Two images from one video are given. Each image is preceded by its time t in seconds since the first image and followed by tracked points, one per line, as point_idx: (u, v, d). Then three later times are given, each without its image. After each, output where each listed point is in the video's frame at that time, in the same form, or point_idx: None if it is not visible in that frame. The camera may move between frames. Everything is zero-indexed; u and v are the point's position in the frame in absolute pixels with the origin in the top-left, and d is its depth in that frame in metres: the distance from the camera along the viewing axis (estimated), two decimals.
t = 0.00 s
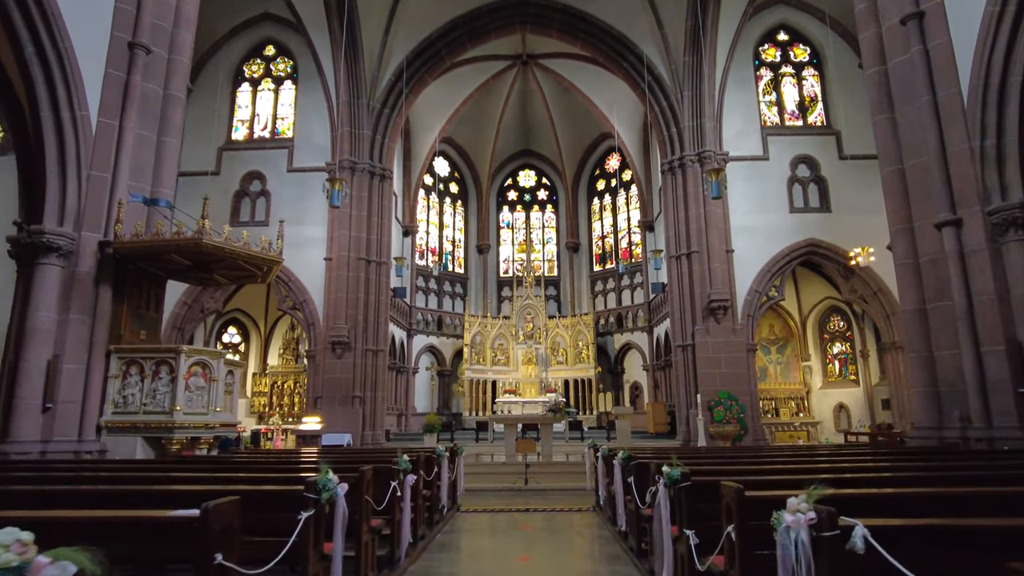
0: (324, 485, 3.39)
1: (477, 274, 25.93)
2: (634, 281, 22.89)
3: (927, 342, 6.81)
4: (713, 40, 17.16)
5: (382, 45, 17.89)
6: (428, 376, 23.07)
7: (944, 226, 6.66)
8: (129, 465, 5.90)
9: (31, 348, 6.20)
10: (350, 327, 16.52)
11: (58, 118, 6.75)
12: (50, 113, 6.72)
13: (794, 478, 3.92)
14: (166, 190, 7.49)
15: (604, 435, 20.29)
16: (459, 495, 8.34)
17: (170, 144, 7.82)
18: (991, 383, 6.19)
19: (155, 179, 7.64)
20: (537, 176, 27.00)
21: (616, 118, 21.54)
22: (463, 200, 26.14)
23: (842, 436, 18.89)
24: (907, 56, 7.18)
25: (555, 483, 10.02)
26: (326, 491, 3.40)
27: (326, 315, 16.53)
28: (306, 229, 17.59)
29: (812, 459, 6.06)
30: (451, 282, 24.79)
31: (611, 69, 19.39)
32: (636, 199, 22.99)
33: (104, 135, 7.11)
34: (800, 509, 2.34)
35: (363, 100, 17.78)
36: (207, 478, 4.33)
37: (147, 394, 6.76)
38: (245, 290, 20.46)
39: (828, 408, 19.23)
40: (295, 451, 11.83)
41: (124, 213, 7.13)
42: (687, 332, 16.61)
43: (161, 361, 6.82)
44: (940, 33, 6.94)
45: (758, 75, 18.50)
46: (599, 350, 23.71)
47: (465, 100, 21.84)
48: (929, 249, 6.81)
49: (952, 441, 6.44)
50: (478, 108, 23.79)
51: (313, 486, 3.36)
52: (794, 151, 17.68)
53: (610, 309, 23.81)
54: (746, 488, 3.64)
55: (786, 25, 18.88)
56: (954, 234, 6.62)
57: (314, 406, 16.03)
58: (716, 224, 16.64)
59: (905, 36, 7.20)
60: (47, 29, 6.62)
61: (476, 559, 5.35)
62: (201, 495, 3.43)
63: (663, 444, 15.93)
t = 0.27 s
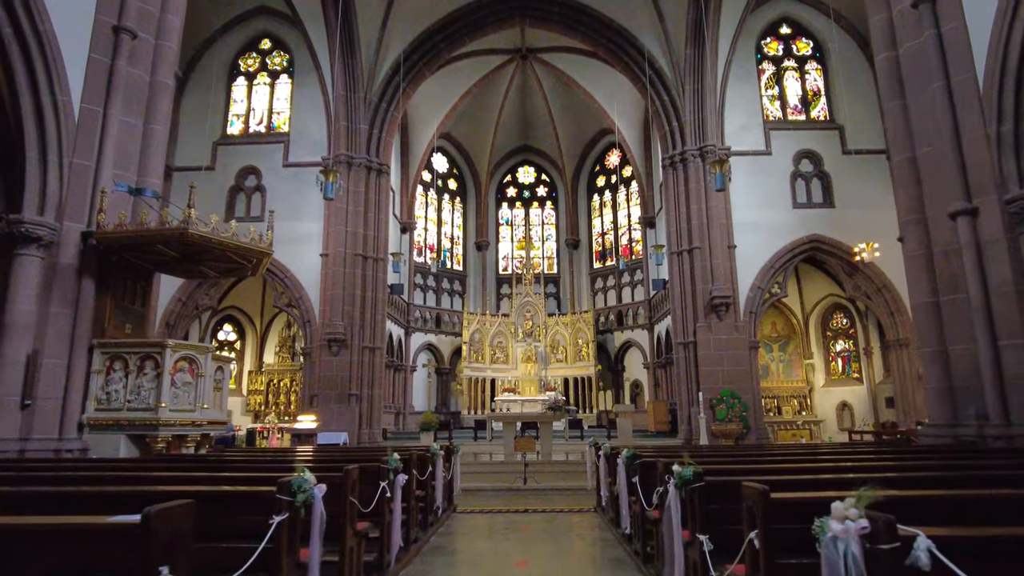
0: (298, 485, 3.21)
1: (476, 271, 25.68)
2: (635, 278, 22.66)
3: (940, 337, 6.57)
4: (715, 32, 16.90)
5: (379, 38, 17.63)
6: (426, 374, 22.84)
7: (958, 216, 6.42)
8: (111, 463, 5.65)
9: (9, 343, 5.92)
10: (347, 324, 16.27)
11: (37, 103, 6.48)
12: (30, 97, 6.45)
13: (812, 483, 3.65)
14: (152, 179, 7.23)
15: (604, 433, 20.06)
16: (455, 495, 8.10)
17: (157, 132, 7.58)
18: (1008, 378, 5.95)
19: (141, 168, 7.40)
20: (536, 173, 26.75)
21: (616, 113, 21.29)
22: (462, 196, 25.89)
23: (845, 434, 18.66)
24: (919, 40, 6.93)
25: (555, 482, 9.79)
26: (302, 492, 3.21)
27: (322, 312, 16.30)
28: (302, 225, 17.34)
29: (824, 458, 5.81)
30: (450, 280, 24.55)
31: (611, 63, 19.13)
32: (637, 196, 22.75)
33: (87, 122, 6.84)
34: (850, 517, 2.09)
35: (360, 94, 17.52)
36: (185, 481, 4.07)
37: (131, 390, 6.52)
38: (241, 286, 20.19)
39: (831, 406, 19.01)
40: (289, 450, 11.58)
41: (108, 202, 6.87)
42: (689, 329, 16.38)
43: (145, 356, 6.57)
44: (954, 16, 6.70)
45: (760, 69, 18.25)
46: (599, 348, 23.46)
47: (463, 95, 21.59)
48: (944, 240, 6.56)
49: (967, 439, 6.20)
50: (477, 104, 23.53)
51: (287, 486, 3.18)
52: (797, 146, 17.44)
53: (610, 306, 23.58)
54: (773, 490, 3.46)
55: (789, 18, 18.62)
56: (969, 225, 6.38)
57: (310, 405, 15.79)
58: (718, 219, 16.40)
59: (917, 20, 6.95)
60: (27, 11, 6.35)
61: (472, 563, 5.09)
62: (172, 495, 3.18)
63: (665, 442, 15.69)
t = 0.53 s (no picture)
0: (274, 495, 2.84)
1: (476, 269, 25.42)
2: (636, 276, 22.42)
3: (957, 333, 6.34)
4: (718, 26, 16.64)
5: (377, 32, 17.36)
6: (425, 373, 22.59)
7: (976, 208, 6.18)
8: (94, 464, 5.40)
9: None
10: (344, 322, 16.02)
11: (19, 89, 6.21)
12: (10, 84, 6.18)
13: (835, 491, 3.38)
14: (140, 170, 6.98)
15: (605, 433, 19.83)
16: (453, 496, 7.86)
17: (146, 122, 7.35)
18: None
19: (129, 159, 7.17)
20: (536, 170, 26.50)
21: (618, 109, 21.03)
22: (461, 193, 25.64)
23: (849, 434, 18.42)
24: (935, 26, 6.68)
25: (556, 483, 9.55)
26: (278, 502, 2.85)
27: (319, 310, 16.05)
28: (299, 221, 17.08)
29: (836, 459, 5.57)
30: (449, 278, 24.30)
31: (612, 57, 18.87)
32: (638, 193, 22.51)
33: (72, 111, 6.58)
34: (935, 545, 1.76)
35: (358, 88, 17.27)
36: (162, 489, 3.79)
37: (117, 389, 6.27)
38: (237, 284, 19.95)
39: (835, 405, 18.78)
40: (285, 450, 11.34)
41: (94, 194, 6.61)
42: (691, 327, 16.13)
43: (131, 353, 6.32)
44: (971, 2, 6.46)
45: (763, 64, 18.00)
46: (600, 347, 23.21)
47: (463, 91, 21.34)
48: (959, 234, 6.33)
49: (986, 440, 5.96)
50: (477, 99, 23.28)
51: (261, 496, 2.82)
52: (801, 142, 17.20)
53: (610, 304, 23.32)
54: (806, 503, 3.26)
55: (793, 12, 18.37)
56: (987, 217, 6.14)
57: (307, 404, 15.55)
58: (721, 216, 16.16)
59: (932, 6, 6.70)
60: None
61: (470, 569, 4.83)
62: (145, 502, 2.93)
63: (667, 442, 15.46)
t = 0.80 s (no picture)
0: (245, 502, 2.58)
1: (476, 266, 25.16)
2: (638, 274, 22.18)
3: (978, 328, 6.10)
4: (723, 19, 16.36)
5: (376, 25, 17.08)
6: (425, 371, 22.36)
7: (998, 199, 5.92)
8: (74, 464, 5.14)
9: None
10: (342, 319, 15.76)
11: None
12: None
13: (865, 496, 3.12)
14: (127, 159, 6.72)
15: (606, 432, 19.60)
16: (453, 498, 7.61)
17: (133, 109, 7.10)
18: None
19: (116, 147, 6.91)
20: (537, 166, 26.24)
21: (619, 104, 20.77)
22: (461, 190, 25.38)
23: (854, 433, 18.18)
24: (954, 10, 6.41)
25: (558, 484, 9.30)
26: (249, 510, 2.59)
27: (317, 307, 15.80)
28: (297, 217, 16.83)
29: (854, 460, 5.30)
30: (449, 275, 24.05)
31: (614, 52, 18.60)
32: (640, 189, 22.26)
33: (55, 97, 6.31)
34: None
35: (357, 82, 17.00)
36: (137, 493, 3.52)
37: (101, 385, 6.01)
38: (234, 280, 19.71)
39: (840, 404, 18.53)
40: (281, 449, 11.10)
41: (79, 183, 6.36)
42: (695, 325, 15.88)
43: (116, 348, 6.07)
44: None
45: (768, 58, 17.72)
46: (601, 345, 22.96)
47: (463, 86, 21.06)
48: (980, 224, 6.07)
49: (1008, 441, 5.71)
50: (477, 95, 23.01)
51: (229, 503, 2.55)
52: (807, 137, 16.93)
53: (612, 302, 23.07)
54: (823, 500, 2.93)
55: (798, 5, 18.09)
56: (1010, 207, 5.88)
57: (304, 402, 15.30)
58: (726, 212, 15.90)
59: None
60: None
61: None
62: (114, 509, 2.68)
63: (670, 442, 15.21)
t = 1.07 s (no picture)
0: (200, 518, 2.36)
1: (475, 264, 24.90)
2: (639, 272, 21.94)
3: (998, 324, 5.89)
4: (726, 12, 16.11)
5: (374, 19, 16.82)
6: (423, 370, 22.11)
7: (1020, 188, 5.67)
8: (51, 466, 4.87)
9: None
10: (339, 317, 15.50)
11: None
12: None
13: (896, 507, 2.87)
14: (110, 148, 6.46)
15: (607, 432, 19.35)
16: (450, 500, 7.37)
17: (120, 97, 6.85)
18: None
19: (102, 136, 6.66)
20: (537, 163, 25.98)
21: (621, 100, 20.50)
22: (460, 187, 25.12)
23: (858, 433, 17.93)
24: None
25: (559, 486, 9.05)
26: (204, 527, 2.35)
27: (313, 304, 15.55)
28: (293, 213, 16.58)
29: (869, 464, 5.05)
30: (448, 273, 23.79)
31: (616, 46, 18.32)
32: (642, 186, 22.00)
33: (36, 83, 6.06)
34: None
35: (354, 76, 16.73)
36: (105, 503, 3.25)
37: (83, 384, 5.74)
38: (230, 278, 19.45)
39: (843, 404, 18.30)
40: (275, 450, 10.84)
41: (59, 173, 6.08)
42: (697, 323, 15.63)
43: (98, 344, 5.79)
44: None
45: (772, 52, 17.46)
46: (602, 344, 22.71)
47: (462, 81, 20.79)
48: (1000, 216, 5.84)
49: None
50: (476, 91, 22.75)
51: (182, 520, 2.33)
52: (811, 132, 16.69)
53: (613, 300, 22.83)
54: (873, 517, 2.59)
55: None
56: None
57: (300, 402, 15.06)
58: (729, 208, 15.65)
59: None
60: None
61: None
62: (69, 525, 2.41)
63: (672, 442, 14.96)
